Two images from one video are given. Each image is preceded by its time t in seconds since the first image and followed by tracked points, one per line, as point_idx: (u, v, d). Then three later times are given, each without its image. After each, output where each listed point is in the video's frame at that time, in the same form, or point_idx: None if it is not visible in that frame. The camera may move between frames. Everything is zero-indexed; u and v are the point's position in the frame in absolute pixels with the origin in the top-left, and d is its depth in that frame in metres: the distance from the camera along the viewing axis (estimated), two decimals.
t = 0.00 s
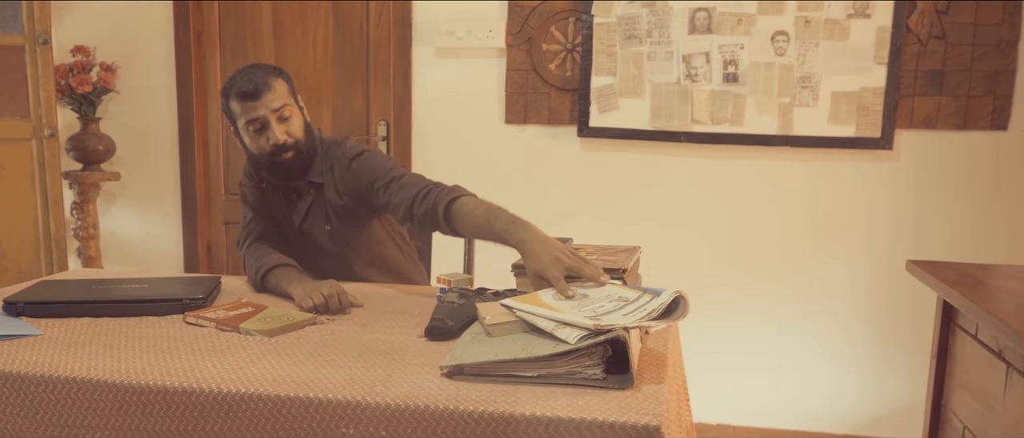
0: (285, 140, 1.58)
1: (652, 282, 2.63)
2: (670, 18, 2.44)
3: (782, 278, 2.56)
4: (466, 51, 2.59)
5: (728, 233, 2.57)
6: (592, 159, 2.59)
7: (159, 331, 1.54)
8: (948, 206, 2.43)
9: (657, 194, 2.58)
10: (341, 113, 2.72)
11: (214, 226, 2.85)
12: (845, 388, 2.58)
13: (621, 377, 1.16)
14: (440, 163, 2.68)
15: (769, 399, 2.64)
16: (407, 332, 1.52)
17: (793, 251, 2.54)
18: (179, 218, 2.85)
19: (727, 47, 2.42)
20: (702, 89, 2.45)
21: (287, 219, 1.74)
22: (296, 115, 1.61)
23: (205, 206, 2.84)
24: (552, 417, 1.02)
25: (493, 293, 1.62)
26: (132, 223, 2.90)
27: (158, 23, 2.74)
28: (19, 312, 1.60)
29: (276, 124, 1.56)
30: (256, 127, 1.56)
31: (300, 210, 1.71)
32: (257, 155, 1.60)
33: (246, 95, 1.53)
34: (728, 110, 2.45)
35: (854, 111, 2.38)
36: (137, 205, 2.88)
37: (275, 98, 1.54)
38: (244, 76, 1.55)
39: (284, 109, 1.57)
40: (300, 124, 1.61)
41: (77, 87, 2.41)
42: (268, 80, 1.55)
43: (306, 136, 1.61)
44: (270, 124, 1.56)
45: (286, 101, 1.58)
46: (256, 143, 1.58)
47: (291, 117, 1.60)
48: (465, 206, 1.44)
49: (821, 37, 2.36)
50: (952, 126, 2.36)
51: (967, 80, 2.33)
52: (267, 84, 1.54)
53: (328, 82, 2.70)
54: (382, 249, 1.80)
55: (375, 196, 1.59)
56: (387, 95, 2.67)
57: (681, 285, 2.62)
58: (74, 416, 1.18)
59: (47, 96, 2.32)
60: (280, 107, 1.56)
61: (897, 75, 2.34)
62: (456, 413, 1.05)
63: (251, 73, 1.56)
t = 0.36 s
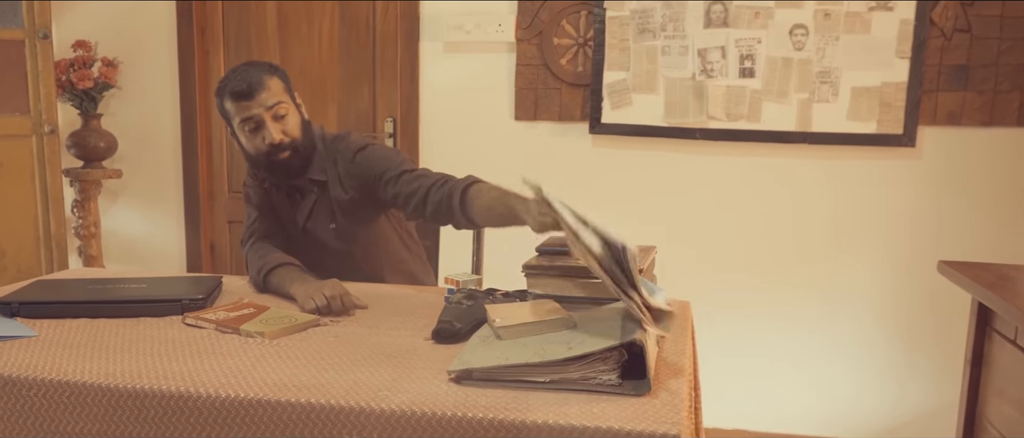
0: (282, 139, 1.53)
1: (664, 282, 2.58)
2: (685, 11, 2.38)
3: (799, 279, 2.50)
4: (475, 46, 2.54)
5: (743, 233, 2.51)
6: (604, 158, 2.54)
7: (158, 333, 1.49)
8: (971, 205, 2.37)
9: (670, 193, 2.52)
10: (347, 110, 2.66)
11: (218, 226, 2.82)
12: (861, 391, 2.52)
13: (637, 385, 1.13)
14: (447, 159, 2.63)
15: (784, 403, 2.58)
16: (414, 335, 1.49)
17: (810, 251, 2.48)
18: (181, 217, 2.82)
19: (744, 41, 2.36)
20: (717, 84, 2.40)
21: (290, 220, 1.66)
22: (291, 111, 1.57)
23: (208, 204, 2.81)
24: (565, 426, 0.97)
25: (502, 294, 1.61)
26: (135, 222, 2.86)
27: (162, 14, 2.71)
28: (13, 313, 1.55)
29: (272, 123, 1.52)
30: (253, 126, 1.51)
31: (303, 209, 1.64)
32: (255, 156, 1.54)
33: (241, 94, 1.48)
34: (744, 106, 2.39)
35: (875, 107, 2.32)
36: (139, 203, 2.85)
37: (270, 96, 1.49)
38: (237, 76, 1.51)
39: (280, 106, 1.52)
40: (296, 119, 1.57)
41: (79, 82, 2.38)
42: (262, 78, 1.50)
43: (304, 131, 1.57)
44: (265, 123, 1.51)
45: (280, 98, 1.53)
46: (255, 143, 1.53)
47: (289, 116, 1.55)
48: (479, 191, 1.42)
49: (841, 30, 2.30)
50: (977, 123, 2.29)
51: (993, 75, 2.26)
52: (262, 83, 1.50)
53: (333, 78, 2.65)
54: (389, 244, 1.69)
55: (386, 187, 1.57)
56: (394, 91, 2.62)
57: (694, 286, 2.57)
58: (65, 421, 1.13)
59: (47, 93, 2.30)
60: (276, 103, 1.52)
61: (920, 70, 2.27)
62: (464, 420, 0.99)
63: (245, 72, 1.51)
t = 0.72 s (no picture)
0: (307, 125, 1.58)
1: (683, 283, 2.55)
2: (706, 5, 2.35)
3: (821, 280, 2.47)
4: (490, 41, 2.53)
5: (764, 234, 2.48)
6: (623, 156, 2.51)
7: (163, 334, 1.45)
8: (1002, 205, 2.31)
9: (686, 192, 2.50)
10: (360, 108, 2.64)
11: (229, 226, 2.84)
12: (882, 396, 2.48)
13: (658, 392, 1.09)
14: (461, 155, 2.63)
15: (803, 406, 2.54)
16: (427, 338, 1.44)
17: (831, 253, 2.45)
18: (192, 215, 2.86)
19: (768, 36, 2.32)
20: (740, 80, 2.36)
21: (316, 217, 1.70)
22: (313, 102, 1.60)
23: (220, 203, 2.84)
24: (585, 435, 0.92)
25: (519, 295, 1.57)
26: (143, 220, 2.93)
27: (171, 13, 2.75)
28: (16, 313, 1.51)
29: (297, 109, 1.56)
30: (280, 113, 1.54)
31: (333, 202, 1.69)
32: (279, 143, 1.58)
33: (269, 79, 1.52)
34: (768, 103, 2.35)
35: (904, 104, 2.27)
36: (149, 202, 2.91)
37: (297, 83, 1.53)
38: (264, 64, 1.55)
39: (306, 94, 1.57)
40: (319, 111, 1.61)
41: (88, 79, 2.36)
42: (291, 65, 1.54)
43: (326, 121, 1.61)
44: (291, 108, 1.54)
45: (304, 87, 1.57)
46: (278, 131, 1.57)
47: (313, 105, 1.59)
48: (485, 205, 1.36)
49: (869, 25, 2.25)
50: (1011, 120, 2.24)
51: None
52: (290, 70, 1.54)
53: (345, 75, 2.63)
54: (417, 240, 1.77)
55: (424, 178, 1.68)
56: (407, 88, 2.60)
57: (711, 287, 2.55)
58: (64, 425, 1.09)
59: (55, 89, 2.28)
60: (301, 92, 1.55)
61: (950, 65, 2.22)
62: (478, 428, 0.95)
63: (273, 61, 1.55)
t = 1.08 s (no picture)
0: (383, 112, 1.77)
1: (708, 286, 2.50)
2: (735, 4, 2.30)
3: (850, 285, 2.42)
4: (513, 41, 2.50)
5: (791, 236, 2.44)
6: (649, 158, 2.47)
7: (180, 340, 1.42)
8: None
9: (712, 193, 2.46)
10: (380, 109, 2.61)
11: (248, 227, 2.83)
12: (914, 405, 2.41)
13: (690, 405, 1.05)
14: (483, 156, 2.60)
15: (832, 414, 2.48)
16: (451, 346, 1.40)
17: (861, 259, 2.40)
18: (211, 217, 2.84)
19: (799, 35, 2.27)
20: (770, 81, 2.31)
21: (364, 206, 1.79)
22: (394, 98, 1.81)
23: (239, 205, 2.82)
24: None
25: (543, 301, 1.53)
26: (160, 221, 2.91)
27: (189, 13, 2.74)
28: (32, 317, 1.48)
29: (378, 96, 1.76)
30: (363, 93, 1.76)
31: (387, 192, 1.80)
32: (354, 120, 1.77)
33: (361, 61, 1.74)
34: (798, 104, 2.30)
35: (940, 105, 2.21)
36: (167, 202, 2.89)
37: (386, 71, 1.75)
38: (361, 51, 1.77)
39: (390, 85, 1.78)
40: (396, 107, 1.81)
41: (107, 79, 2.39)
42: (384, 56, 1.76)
43: (399, 116, 1.81)
44: (376, 93, 1.76)
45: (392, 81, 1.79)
46: (358, 109, 1.76)
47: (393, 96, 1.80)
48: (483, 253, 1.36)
49: (904, 24, 2.20)
50: None
51: None
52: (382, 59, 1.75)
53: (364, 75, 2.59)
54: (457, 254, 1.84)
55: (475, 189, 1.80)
56: (429, 88, 2.58)
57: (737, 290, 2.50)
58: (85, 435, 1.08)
59: (75, 90, 2.31)
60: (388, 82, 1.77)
61: (989, 65, 2.16)
62: None
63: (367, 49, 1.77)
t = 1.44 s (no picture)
0: (438, 120, 1.72)
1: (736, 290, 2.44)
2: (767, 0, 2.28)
3: (884, 289, 2.36)
4: (538, 39, 2.48)
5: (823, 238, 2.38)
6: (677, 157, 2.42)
7: (198, 344, 1.38)
8: None
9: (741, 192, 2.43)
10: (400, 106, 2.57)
11: (268, 228, 2.79)
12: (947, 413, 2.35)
13: (725, 416, 1.02)
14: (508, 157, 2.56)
15: (862, 420, 2.42)
16: (475, 352, 1.36)
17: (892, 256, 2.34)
18: (231, 216, 2.82)
19: (833, 32, 2.24)
20: (801, 79, 2.28)
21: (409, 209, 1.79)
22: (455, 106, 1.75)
23: (259, 205, 2.79)
24: None
25: (570, 305, 1.49)
26: (180, 221, 2.89)
27: (212, 11, 2.73)
28: (49, 320, 1.45)
29: (436, 104, 1.70)
30: (421, 97, 1.69)
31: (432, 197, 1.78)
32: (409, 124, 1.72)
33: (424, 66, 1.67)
34: (832, 103, 2.27)
35: (980, 104, 2.17)
36: (187, 202, 2.87)
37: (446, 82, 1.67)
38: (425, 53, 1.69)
39: (449, 93, 1.70)
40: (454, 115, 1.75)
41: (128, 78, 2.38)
42: (448, 64, 1.68)
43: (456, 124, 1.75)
44: (433, 99, 1.69)
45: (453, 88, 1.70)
46: (414, 113, 1.70)
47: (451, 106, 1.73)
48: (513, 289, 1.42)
49: (943, 20, 2.16)
50: None
51: None
52: (446, 68, 1.67)
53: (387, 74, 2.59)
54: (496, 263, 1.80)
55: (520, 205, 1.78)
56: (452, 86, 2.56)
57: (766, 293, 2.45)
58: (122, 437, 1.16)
59: (93, 89, 2.27)
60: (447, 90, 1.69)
61: None
62: None
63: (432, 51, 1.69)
